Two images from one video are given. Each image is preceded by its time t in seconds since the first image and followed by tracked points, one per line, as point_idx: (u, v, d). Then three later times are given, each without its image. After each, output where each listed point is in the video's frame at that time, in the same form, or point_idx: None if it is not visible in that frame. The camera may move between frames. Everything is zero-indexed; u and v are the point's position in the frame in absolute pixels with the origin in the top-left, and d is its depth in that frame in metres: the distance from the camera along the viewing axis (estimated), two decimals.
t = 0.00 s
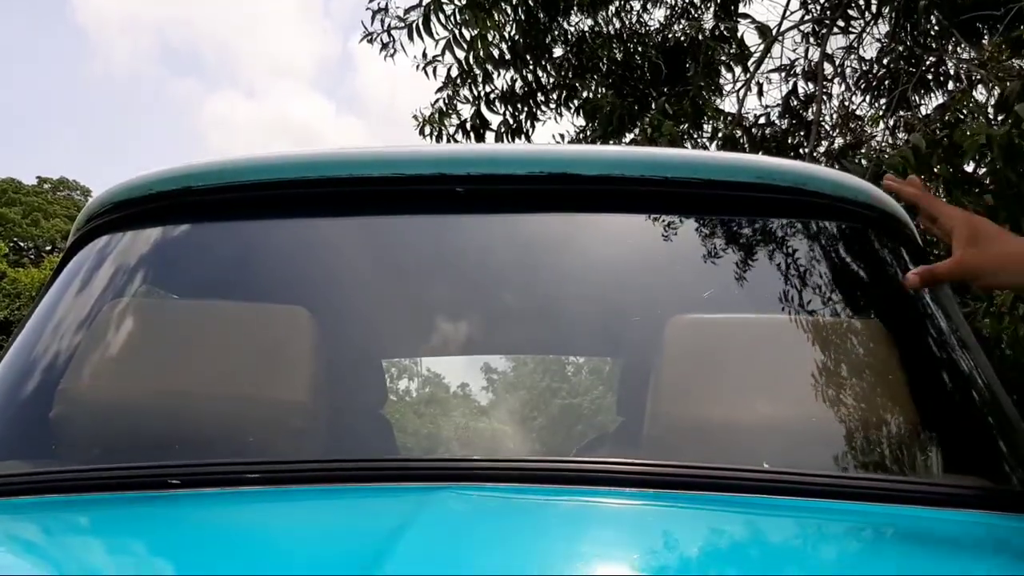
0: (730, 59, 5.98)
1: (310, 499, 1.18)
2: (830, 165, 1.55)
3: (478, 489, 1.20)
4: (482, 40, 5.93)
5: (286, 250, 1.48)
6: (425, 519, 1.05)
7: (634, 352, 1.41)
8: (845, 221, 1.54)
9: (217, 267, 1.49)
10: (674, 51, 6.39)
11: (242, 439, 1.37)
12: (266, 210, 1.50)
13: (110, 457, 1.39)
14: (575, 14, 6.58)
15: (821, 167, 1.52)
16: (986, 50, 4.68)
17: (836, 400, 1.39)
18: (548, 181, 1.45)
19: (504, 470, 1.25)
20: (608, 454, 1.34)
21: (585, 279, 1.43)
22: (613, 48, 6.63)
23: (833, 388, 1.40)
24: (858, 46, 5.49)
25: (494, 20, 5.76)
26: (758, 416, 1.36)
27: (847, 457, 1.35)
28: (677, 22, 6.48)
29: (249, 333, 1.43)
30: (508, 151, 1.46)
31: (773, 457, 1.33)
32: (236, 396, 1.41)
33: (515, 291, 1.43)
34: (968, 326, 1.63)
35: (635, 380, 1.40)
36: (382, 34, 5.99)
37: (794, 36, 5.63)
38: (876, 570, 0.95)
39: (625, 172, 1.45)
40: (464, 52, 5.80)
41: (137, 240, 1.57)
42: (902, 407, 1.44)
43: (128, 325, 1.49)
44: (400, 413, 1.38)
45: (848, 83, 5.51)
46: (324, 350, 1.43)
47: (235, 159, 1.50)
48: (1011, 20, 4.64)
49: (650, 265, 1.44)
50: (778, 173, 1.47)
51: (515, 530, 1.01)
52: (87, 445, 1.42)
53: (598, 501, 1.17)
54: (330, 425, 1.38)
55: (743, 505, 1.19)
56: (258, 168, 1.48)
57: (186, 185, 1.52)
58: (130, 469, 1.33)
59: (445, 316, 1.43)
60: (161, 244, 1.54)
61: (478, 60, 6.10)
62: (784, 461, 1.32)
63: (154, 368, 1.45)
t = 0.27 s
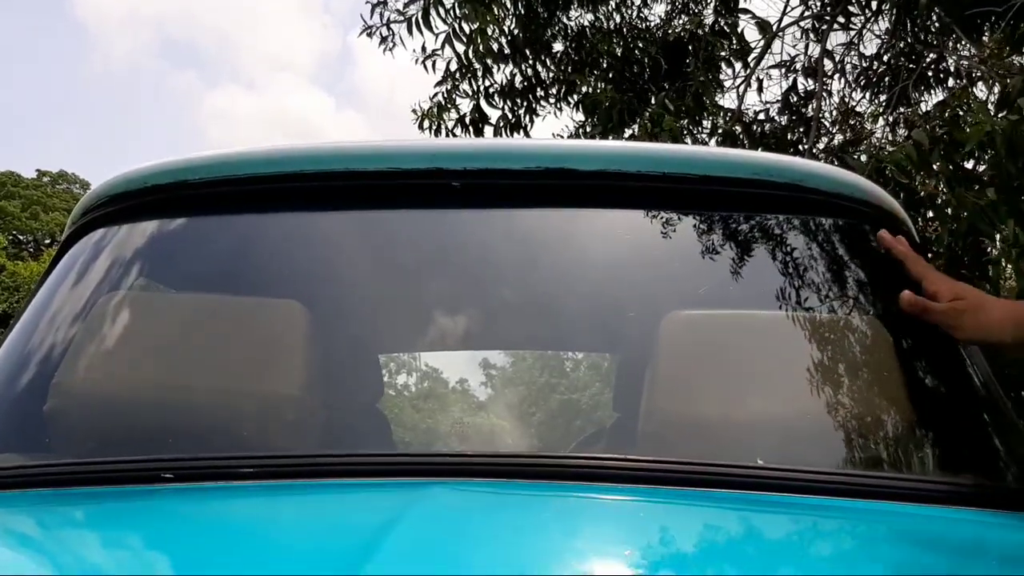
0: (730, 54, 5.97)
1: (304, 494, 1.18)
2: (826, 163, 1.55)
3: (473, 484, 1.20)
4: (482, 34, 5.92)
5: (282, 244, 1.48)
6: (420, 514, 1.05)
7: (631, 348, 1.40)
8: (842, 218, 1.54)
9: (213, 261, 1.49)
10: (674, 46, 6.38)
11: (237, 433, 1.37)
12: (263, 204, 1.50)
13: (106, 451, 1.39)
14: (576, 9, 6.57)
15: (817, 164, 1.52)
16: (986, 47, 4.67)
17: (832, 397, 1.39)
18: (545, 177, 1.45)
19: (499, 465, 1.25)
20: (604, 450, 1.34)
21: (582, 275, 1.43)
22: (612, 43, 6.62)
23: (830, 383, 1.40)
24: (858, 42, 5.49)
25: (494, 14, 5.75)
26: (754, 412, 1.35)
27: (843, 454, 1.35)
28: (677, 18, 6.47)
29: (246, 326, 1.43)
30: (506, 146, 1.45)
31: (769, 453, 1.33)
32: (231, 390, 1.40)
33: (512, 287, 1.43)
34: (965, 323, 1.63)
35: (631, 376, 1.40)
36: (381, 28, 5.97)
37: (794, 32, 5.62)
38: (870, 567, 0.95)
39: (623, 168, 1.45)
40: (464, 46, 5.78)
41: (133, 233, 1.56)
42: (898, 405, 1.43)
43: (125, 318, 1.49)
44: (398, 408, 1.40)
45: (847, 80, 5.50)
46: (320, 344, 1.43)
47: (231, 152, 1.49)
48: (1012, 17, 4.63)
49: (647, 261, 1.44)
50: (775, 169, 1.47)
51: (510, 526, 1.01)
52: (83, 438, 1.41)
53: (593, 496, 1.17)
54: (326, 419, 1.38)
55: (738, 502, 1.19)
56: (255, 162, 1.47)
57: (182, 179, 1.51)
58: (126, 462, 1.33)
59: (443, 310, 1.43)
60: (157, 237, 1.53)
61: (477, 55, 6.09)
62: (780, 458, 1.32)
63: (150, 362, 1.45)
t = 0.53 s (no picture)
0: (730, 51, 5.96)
1: (299, 490, 1.18)
2: (821, 159, 1.54)
3: (468, 480, 1.20)
4: (481, 30, 5.90)
5: (278, 240, 1.47)
6: (414, 510, 1.05)
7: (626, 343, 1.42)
8: (838, 215, 1.54)
9: (211, 255, 1.49)
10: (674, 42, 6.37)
11: (233, 428, 1.37)
12: (259, 199, 1.49)
13: (101, 446, 1.39)
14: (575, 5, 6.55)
15: (813, 160, 1.52)
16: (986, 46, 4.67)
17: (827, 394, 1.39)
18: (542, 173, 1.44)
19: (495, 461, 1.25)
20: (600, 446, 1.34)
21: (578, 271, 1.43)
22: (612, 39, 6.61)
23: (825, 379, 1.41)
24: (858, 40, 5.48)
25: (493, 10, 5.73)
26: (750, 410, 1.35)
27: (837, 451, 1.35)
28: (676, 14, 6.46)
29: (243, 322, 1.43)
30: (502, 142, 1.44)
31: (764, 451, 1.33)
32: (228, 385, 1.40)
33: (508, 283, 1.43)
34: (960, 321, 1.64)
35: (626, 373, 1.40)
36: (380, 23, 5.96)
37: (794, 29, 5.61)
38: (864, 566, 0.95)
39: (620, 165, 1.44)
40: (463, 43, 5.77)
41: (129, 228, 1.56)
42: (893, 403, 1.43)
43: (121, 312, 1.49)
44: (395, 405, 1.38)
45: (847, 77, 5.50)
46: (317, 340, 1.43)
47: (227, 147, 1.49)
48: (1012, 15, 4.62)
49: (642, 257, 1.44)
50: (771, 166, 1.47)
51: (504, 522, 1.01)
52: (78, 433, 1.41)
53: (588, 493, 1.17)
54: (323, 414, 1.38)
55: (733, 499, 1.19)
56: (250, 157, 1.47)
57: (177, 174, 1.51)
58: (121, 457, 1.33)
59: (439, 304, 1.44)
60: (153, 232, 1.53)
61: (476, 51, 6.08)
62: (775, 455, 1.33)
63: (146, 357, 1.45)
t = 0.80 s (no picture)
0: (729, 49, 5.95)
1: (297, 486, 1.18)
2: (820, 158, 1.54)
3: (467, 477, 1.21)
4: (480, 27, 5.89)
5: (277, 236, 1.47)
6: (413, 507, 1.05)
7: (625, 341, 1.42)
8: (837, 214, 1.54)
9: (210, 252, 1.49)
10: (674, 40, 6.37)
11: (231, 425, 1.37)
12: (259, 196, 1.49)
13: (100, 441, 1.39)
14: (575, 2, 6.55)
15: (812, 159, 1.52)
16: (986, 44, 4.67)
17: (824, 393, 1.39)
18: (541, 171, 1.44)
19: (493, 458, 1.25)
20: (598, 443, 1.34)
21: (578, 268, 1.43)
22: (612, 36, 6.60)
23: (823, 378, 1.40)
24: (858, 38, 5.48)
25: (493, 7, 5.73)
26: (748, 407, 1.36)
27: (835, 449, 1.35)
28: (676, 11, 6.46)
29: (242, 318, 1.43)
30: (501, 140, 1.44)
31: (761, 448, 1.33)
32: (227, 381, 1.41)
33: (507, 280, 1.43)
34: (958, 322, 1.64)
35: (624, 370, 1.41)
36: (380, 20, 5.95)
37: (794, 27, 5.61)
38: (863, 564, 0.95)
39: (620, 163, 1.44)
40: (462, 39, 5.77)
41: (129, 224, 1.56)
42: (891, 401, 1.43)
43: (121, 308, 1.49)
44: (394, 401, 1.39)
45: (846, 75, 5.50)
46: (315, 336, 1.43)
47: (226, 143, 1.49)
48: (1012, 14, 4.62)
49: (641, 255, 1.44)
50: (769, 165, 1.47)
51: (502, 518, 1.01)
52: (77, 429, 1.42)
53: (587, 490, 1.17)
54: (321, 410, 1.38)
55: (731, 497, 1.19)
56: (250, 154, 1.47)
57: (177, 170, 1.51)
58: (120, 452, 1.33)
59: (439, 301, 1.44)
60: (152, 228, 1.53)
61: (476, 47, 6.07)
62: (771, 453, 1.33)
63: (146, 353, 1.45)
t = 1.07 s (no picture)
0: (730, 45, 5.95)
1: (296, 480, 1.18)
2: (821, 154, 1.54)
3: (466, 472, 1.21)
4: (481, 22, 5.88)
5: (276, 230, 1.47)
6: (412, 500, 1.05)
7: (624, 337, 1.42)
8: (838, 210, 1.54)
9: (209, 246, 1.49)
10: (674, 37, 6.36)
11: (229, 418, 1.37)
12: (258, 190, 1.49)
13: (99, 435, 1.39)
14: None
15: (812, 155, 1.52)
16: (986, 42, 4.67)
17: (823, 390, 1.39)
18: (541, 166, 1.44)
19: (492, 452, 1.25)
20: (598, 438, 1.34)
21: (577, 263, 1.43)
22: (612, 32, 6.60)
23: (822, 376, 1.40)
24: (858, 35, 5.48)
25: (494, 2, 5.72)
26: (747, 403, 1.36)
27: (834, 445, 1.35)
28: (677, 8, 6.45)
29: (242, 311, 1.43)
30: (501, 135, 1.44)
31: (760, 444, 1.33)
32: (226, 375, 1.41)
33: (506, 275, 1.43)
34: (958, 318, 1.63)
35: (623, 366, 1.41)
36: (380, 14, 5.95)
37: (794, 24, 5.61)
38: (861, 558, 0.95)
39: (620, 158, 1.44)
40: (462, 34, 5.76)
41: (127, 217, 1.56)
42: (889, 399, 1.44)
43: (120, 302, 1.49)
44: (393, 396, 1.39)
45: (847, 72, 5.50)
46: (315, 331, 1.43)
47: (225, 136, 1.49)
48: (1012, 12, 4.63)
49: (641, 251, 1.44)
50: (769, 161, 1.47)
51: (501, 512, 1.01)
52: (75, 422, 1.41)
53: (586, 484, 1.17)
54: (320, 405, 1.38)
55: (730, 492, 1.19)
56: (250, 147, 1.47)
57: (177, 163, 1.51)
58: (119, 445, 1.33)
59: (438, 296, 1.44)
60: (151, 221, 1.53)
61: (476, 42, 6.07)
62: (771, 449, 1.33)
63: (145, 346, 1.45)
